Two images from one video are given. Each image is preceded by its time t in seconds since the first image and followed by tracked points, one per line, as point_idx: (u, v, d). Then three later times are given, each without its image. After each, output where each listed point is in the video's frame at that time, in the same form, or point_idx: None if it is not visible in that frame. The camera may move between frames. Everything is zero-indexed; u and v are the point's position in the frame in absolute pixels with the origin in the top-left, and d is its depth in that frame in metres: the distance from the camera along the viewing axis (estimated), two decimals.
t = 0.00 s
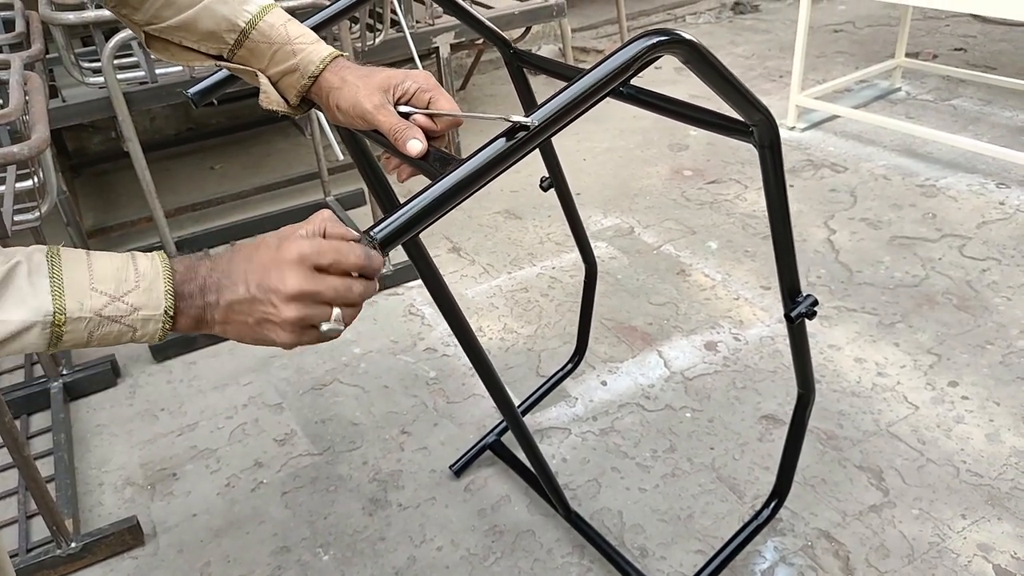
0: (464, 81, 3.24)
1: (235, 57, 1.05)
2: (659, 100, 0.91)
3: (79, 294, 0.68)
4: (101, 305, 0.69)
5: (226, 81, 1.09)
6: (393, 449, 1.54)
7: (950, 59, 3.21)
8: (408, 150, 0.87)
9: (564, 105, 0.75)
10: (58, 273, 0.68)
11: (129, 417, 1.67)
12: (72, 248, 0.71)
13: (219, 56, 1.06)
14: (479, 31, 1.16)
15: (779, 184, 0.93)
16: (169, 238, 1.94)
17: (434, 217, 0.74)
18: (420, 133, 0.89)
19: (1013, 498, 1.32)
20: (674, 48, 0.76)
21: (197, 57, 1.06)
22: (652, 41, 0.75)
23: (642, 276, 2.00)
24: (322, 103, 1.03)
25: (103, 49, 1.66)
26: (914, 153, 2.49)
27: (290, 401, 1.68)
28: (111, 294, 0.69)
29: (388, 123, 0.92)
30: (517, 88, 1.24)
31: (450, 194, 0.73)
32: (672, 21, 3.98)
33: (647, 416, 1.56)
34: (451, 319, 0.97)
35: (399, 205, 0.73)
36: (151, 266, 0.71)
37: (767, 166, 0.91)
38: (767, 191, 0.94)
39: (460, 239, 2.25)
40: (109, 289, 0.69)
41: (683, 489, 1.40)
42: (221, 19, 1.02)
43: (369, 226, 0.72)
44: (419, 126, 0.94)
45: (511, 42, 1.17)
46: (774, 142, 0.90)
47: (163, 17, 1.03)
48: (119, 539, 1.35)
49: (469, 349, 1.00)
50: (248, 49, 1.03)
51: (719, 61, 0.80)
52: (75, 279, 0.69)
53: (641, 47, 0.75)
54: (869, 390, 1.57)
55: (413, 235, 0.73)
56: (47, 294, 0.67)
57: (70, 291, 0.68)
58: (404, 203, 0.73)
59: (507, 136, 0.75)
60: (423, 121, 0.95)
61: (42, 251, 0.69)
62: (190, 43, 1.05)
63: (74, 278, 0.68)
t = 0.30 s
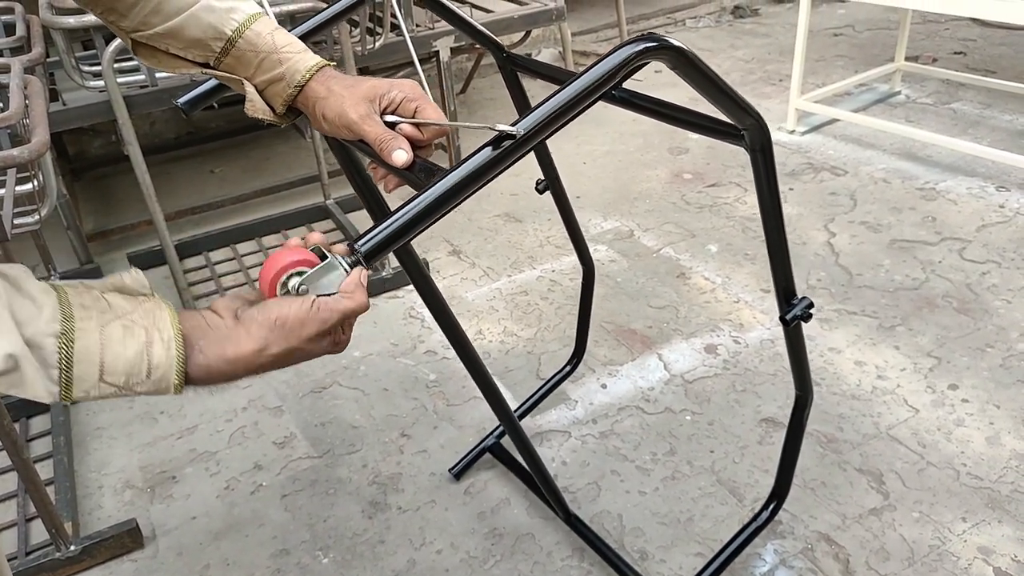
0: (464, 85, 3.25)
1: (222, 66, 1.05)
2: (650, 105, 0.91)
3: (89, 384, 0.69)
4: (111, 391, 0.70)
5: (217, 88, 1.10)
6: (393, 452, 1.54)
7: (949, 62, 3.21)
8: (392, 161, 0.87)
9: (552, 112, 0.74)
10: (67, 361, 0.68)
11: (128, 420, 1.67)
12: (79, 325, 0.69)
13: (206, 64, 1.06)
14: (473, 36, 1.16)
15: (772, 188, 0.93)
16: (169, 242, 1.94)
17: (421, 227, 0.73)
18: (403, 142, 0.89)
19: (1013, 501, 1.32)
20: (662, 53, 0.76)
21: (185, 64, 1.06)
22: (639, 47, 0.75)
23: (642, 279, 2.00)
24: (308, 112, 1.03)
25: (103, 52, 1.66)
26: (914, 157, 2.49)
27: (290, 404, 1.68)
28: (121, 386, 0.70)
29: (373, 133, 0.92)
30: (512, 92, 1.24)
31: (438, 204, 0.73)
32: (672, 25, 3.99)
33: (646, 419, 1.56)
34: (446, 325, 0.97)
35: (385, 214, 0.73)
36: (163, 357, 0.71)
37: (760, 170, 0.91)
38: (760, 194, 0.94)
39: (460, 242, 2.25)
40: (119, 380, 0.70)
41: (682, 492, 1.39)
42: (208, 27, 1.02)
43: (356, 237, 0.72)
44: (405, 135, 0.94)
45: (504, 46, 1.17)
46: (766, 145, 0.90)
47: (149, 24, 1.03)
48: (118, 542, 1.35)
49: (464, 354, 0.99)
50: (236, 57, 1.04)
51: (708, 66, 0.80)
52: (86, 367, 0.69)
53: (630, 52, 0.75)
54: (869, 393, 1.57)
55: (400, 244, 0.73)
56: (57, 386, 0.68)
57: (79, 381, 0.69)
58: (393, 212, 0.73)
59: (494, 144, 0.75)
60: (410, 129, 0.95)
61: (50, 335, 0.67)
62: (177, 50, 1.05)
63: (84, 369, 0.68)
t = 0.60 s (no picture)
0: (463, 88, 3.25)
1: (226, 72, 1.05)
2: (654, 107, 0.91)
3: (23, 342, 0.62)
4: (47, 356, 0.62)
5: (219, 91, 1.10)
6: (392, 456, 1.53)
7: (948, 64, 3.22)
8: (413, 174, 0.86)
9: (557, 113, 0.74)
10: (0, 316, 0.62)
11: (127, 425, 1.67)
12: (19, 291, 0.64)
13: (209, 72, 1.06)
14: (476, 38, 1.16)
15: (774, 190, 0.93)
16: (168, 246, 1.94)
17: (425, 227, 0.73)
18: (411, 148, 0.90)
19: (1013, 503, 1.31)
20: (668, 55, 0.76)
21: (188, 74, 1.06)
22: (645, 48, 0.75)
23: (641, 282, 2.00)
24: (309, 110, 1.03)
25: (102, 57, 1.66)
26: (912, 159, 2.49)
27: (289, 408, 1.68)
28: (59, 345, 0.62)
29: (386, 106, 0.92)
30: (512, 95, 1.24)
31: (442, 205, 0.73)
32: (670, 27, 3.99)
33: (646, 422, 1.56)
34: (449, 327, 0.97)
35: (390, 215, 0.73)
36: (107, 315, 0.64)
37: (762, 172, 0.91)
38: (763, 197, 0.93)
39: (458, 245, 2.25)
40: (56, 338, 0.62)
41: (682, 495, 1.39)
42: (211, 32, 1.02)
43: (363, 235, 0.71)
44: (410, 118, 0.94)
45: (506, 50, 1.18)
46: (769, 148, 0.89)
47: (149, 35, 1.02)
48: (117, 547, 1.35)
49: (467, 357, 0.99)
50: (238, 63, 1.04)
51: (713, 68, 0.79)
52: (20, 326, 0.62)
53: (635, 54, 0.75)
54: (869, 395, 1.56)
55: (405, 245, 0.72)
56: None
57: (12, 338, 0.61)
58: (398, 213, 0.73)
59: (499, 144, 0.74)
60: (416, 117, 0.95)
61: None
62: (180, 60, 1.05)
63: (18, 325, 0.62)
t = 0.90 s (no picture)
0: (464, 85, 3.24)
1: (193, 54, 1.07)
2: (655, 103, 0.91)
3: (42, 301, 0.68)
4: (65, 313, 0.69)
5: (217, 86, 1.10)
6: (393, 452, 1.54)
7: (949, 62, 3.21)
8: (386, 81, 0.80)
9: (558, 107, 0.73)
10: (17, 278, 0.68)
11: (128, 420, 1.67)
12: (30, 257, 0.70)
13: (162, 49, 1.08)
14: (476, 34, 1.16)
15: (775, 187, 0.92)
16: (169, 242, 1.94)
17: (424, 222, 0.73)
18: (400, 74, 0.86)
19: (1013, 500, 1.32)
20: (668, 51, 0.75)
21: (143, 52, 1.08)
22: (645, 43, 0.74)
23: (642, 279, 2.00)
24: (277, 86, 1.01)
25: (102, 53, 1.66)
26: (914, 156, 2.49)
27: (290, 404, 1.68)
28: (76, 302, 0.69)
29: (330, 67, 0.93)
30: (513, 91, 1.24)
31: (441, 200, 0.72)
32: (671, 24, 3.99)
33: (646, 419, 1.56)
34: (449, 323, 0.97)
35: (390, 209, 0.73)
36: (116, 272, 0.71)
37: (763, 168, 0.90)
38: (763, 193, 0.93)
39: (459, 242, 2.25)
40: (73, 296, 0.69)
41: (683, 492, 1.39)
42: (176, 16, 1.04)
43: (361, 230, 0.73)
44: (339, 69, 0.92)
45: (507, 46, 1.17)
46: (769, 144, 0.89)
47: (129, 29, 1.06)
48: (118, 542, 1.35)
49: (467, 354, 0.99)
50: (187, 38, 1.05)
51: (714, 64, 0.78)
52: (38, 286, 0.69)
53: (634, 50, 0.74)
54: (869, 393, 1.57)
55: (404, 240, 0.73)
56: (7, 300, 0.67)
57: (31, 298, 0.68)
58: (397, 207, 0.73)
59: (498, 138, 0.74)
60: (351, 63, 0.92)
61: None
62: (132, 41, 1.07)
63: (35, 286, 0.68)
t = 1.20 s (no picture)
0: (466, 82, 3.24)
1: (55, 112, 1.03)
2: (661, 98, 0.91)
3: (43, 307, 0.68)
4: (66, 319, 0.69)
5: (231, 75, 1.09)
6: (395, 449, 1.54)
7: (953, 58, 3.20)
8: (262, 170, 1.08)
9: (564, 101, 0.73)
10: (18, 284, 0.68)
11: (131, 417, 1.67)
12: (29, 262, 0.70)
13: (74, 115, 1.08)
14: (479, 29, 1.15)
15: (781, 183, 0.92)
16: (172, 239, 1.94)
17: (429, 216, 0.73)
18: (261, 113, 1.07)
19: (1016, 497, 1.31)
20: (674, 45, 0.74)
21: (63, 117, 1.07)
22: (651, 37, 0.73)
23: (645, 276, 2.00)
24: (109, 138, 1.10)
25: (105, 49, 1.65)
26: (917, 153, 2.48)
27: (292, 400, 1.68)
28: (78, 307, 0.69)
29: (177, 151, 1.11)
30: (516, 86, 1.23)
31: (447, 194, 0.72)
32: (674, 21, 3.98)
33: (649, 416, 1.56)
34: (454, 319, 0.97)
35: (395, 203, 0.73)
36: (117, 277, 0.72)
37: (768, 164, 0.90)
38: (769, 189, 0.93)
39: (461, 239, 2.25)
40: (75, 301, 0.69)
41: (686, 489, 1.39)
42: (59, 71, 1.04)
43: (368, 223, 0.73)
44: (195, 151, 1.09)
45: (511, 41, 1.17)
46: (775, 140, 0.88)
47: None
48: (121, 539, 1.35)
49: (472, 350, 0.99)
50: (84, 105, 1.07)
51: (720, 59, 0.78)
52: (39, 292, 0.69)
53: (640, 44, 0.73)
54: (873, 390, 1.56)
55: (408, 234, 0.73)
56: (8, 308, 0.67)
57: (32, 305, 0.68)
58: (402, 201, 0.73)
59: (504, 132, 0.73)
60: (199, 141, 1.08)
61: None
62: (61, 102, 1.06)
63: (37, 292, 0.68)
